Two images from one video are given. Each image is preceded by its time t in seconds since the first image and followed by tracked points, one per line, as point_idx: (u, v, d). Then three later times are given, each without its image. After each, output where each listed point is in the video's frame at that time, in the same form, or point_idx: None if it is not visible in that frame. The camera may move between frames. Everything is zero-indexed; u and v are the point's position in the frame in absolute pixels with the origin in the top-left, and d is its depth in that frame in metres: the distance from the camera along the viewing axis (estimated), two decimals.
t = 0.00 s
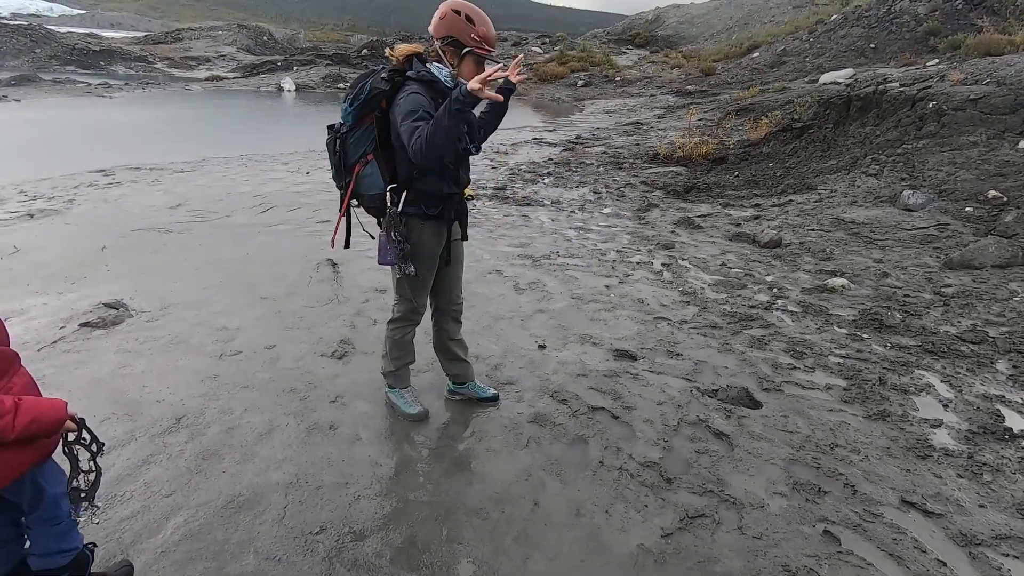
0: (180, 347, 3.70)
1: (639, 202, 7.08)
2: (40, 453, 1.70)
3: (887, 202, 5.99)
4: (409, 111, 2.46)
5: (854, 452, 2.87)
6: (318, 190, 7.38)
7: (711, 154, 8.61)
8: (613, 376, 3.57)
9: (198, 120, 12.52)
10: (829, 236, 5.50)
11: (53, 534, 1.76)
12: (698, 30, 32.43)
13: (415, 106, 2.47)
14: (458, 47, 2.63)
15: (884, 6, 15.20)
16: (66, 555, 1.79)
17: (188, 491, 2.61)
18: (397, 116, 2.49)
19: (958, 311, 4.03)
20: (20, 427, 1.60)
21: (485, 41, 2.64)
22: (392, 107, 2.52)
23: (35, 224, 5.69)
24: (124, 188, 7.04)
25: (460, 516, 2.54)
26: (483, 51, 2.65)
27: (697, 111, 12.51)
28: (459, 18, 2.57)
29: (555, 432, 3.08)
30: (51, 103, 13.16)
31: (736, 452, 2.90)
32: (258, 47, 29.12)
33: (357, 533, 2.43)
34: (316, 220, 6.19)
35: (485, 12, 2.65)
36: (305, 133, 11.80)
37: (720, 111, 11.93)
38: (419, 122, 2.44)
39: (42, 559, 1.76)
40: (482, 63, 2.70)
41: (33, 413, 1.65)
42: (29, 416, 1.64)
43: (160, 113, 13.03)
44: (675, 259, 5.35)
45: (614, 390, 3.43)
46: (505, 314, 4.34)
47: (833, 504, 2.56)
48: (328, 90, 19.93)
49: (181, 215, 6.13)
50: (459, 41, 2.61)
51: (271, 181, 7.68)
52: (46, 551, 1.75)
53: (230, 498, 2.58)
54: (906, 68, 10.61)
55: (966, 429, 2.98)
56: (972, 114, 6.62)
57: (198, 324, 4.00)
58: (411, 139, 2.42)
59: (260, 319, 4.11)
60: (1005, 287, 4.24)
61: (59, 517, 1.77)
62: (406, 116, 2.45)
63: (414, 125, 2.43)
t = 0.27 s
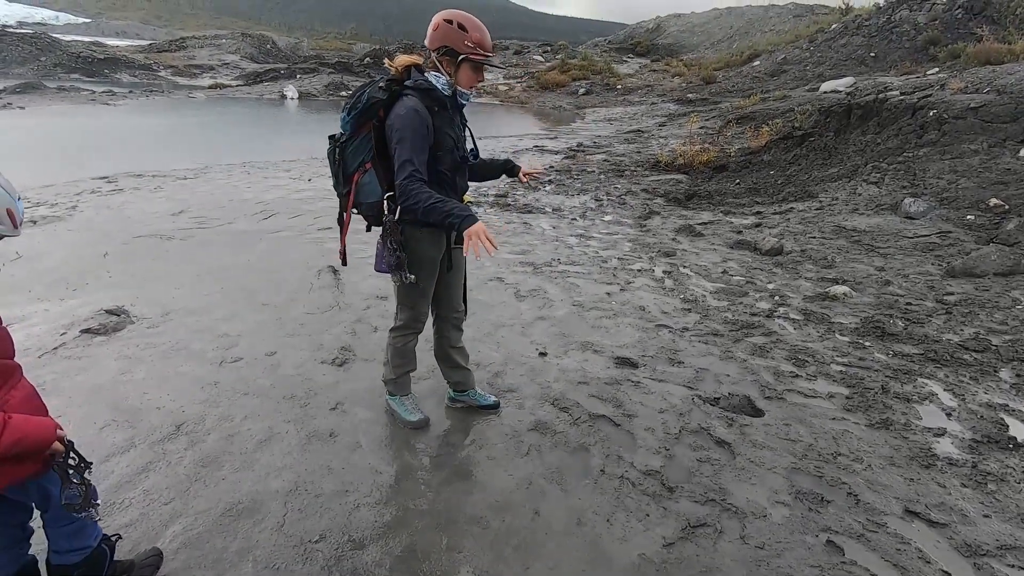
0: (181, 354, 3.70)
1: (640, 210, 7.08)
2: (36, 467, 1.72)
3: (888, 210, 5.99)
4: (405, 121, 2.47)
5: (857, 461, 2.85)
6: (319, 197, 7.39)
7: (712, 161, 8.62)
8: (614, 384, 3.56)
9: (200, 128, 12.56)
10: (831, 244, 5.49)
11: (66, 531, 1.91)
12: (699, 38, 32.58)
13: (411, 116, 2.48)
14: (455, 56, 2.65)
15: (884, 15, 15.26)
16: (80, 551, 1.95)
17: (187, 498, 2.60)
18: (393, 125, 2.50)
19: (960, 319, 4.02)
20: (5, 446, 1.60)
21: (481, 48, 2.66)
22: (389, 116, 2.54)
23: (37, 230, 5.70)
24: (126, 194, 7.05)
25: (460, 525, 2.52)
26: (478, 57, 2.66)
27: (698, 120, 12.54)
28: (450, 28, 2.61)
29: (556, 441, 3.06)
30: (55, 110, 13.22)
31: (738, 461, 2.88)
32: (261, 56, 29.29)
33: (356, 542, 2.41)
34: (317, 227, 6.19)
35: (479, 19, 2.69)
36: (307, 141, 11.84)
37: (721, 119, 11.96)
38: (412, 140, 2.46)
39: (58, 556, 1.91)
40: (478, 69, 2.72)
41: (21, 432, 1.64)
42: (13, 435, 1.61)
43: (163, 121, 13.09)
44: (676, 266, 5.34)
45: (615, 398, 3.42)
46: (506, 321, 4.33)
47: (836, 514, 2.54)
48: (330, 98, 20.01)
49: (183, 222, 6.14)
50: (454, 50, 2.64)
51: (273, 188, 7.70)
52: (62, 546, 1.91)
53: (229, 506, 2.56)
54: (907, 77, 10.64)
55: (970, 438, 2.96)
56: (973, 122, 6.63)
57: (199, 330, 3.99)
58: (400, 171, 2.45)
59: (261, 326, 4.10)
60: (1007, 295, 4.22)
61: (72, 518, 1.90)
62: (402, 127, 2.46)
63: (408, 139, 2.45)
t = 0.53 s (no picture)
0: (180, 360, 3.69)
1: (639, 216, 7.09)
2: (49, 471, 1.74)
3: (887, 216, 6.00)
4: (403, 126, 2.47)
5: (858, 468, 2.84)
6: (319, 203, 7.40)
7: (711, 168, 8.64)
8: (614, 390, 3.55)
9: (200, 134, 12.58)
10: (830, 251, 5.50)
11: (70, 545, 1.85)
12: (697, 46, 32.72)
13: (409, 122, 2.48)
14: (459, 67, 2.65)
15: (882, 22, 15.34)
16: (83, 565, 1.88)
17: (186, 506, 2.58)
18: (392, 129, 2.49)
19: (960, 326, 4.01)
20: (18, 452, 1.63)
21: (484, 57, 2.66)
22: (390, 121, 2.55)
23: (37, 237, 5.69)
24: (127, 201, 7.05)
25: (459, 533, 2.51)
26: (483, 69, 2.66)
27: (697, 127, 12.57)
28: (455, 40, 2.61)
29: (556, 447, 3.06)
30: (56, 117, 13.24)
31: (738, 468, 2.87)
32: (262, 62, 29.39)
33: (355, 549, 2.40)
34: (317, 234, 6.20)
35: (484, 29, 2.69)
36: (308, 147, 11.86)
37: (720, 126, 12.00)
38: (405, 145, 2.45)
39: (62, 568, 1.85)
40: (484, 80, 2.72)
41: (34, 438, 1.66)
42: (30, 440, 1.65)
43: (163, 127, 13.10)
44: (675, 273, 5.34)
45: (615, 405, 3.41)
46: (506, 328, 4.33)
47: (837, 522, 2.53)
48: (330, 105, 20.06)
49: (182, 228, 6.14)
50: (458, 61, 2.64)
51: (273, 194, 7.70)
52: (67, 559, 1.85)
53: (227, 513, 2.55)
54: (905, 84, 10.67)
55: (970, 445, 2.95)
56: (971, 129, 6.65)
57: (198, 337, 3.99)
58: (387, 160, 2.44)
59: (260, 332, 4.09)
60: (1006, 301, 4.23)
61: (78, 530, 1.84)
62: (401, 132, 2.47)
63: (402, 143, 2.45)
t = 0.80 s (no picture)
0: (178, 364, 3.69)
1: (638, 220, 7.09)
2: (75, 470, 1.77)
3: (886, 220, 6.00)
4: (403, 130, 2.49)
5: (857, 472, 2.84)
6: (318, 206, 7.39)
7: (710, 172, 8.65)
8: (613, 394, 3.54)
9: (199, 138, 12.56)
10: (829, 254, 5.50)
11: (77, 547, 1.84)
12: (696, 51, 32.83)
13: (409, 126, 2.50)
14: (462, 74, 2.67)
15: (880, 28, 15.39)
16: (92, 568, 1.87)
17: (183, 510, 2.57)
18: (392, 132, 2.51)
19: (959, 329, 4.01)
20: (50, 447, 1.64)
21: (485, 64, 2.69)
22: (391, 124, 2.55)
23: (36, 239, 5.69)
24: (125, 204, 7.05)
25: (458, 536, 2.51)
26: (484, 75, 2.69)
27: (696, 131, 12.59)
28: (457, 45, 2.61)
29: (554, 452, 3.05)
30: (56, 120, 13.25)
31: (737, 473, 2.86)
32: (261, 67, 29.44)
33: (353, 554, 2.39)
34: (316, 237, 6.20)
35: (484, 35, 2.71)
36: (307, 151, 11.86)
37: (718, 130, 12.02)
38: (405, 150, 2.46)
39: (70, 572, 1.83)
40: (484, 84, 2.76)
41: (65, 435, 1.67)
42: (60, 436, 1.66)
43: (162, 131, 13.10)
44: (674, 277, 5.34)
45: (614, 408, 3.40)
46: (505, 331, 4.32)
47: (836, 526, 2.53)
48: (329, 108, 20.09)
49: (181, 232, 6.13)
50: (461, 67, 2.65)
51: (272, 198, 7.70)
52: (73, 563, 1.83)
53: (225, 518, 2.54)
54: (903, 88, 10.70)
55: (969, 449, 2.95)
56: (968, 134, 6.67)
57: (196, 340, 3.98)
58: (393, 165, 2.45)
59: (259, 335, 4.09)
60: (1005, 305, 4.23)
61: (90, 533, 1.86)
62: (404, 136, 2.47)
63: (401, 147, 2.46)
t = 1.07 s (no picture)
0: (175, 365, 3.68)
1: (635, 221, 7.10)
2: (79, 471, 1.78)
3: (882, 222, 6.02)
4: (402, 139, 2.48)
5: (853, 473, 2.84)
6: (315, 208, 7.38)
7: (707, 173, 8.67)
8: (610, 395, 3.54)
9: (196, 139, 12.54)
10: (825, 256, 5.52)
11: (73, 554, 1.82)
12: (693, 53, 32.91)
13: (408, 134, 2.48)
14: (457, 74, 2.65)
15: (876, 30, 15.44)
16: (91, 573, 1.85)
17: (179, 512, 2.56)
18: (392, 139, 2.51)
19: (954, 331, 4.03)
20: (81, 439, 1.64)
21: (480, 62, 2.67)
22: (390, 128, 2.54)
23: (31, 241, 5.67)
24: (121, 205, 7.03)
25: (455, 538, 2.50)
26: (479, 74, 2.68)
27: (693, 132, 12.63)
28: (450, 46, 2.60)
29: (551, 453, 3.05)
30: (52, 121, 13.22)
31: (734, 473, 2.87)
32: (259, 68, 29.42)
33: (350, 555, 2.39)
34: (313, 238, 6.19)
35: (478, 35, 2.69)
36: (304, 152, 11.85)
37: (715, 132, 12.05)
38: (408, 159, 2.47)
39: None
40: (479, 84, 2.74)
41: (95, 425, 1.67)
42: (89, 428, 1.65)
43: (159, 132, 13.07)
44: (671, 278, 5.35)
45: (611, 409, 3.40)
46: (502, 332, 4.32)
47: (833, 527, 2.53)
48: (327, 110, 20.09)
49: (177, 233, 6.12)
50: (456, 68, 2.64)
51: (269, 199, 7.69)
52: (68, 570, 1.81)
53: (221, 519, 2.53)
54: (898, 91, 10.74)
55: (965, 450, 2.96)
56: (964, 136, 6.69)
57: (193, 341, 3.97)
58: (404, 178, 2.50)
59: (255, 337, 4.08)
60: (1000, 306, 4.24)
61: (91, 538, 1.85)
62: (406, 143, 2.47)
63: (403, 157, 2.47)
